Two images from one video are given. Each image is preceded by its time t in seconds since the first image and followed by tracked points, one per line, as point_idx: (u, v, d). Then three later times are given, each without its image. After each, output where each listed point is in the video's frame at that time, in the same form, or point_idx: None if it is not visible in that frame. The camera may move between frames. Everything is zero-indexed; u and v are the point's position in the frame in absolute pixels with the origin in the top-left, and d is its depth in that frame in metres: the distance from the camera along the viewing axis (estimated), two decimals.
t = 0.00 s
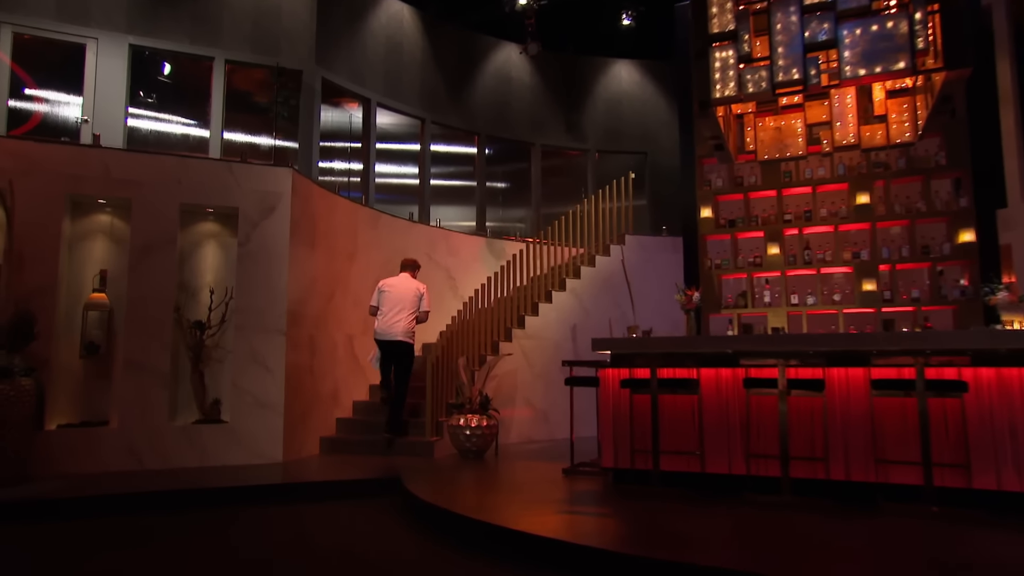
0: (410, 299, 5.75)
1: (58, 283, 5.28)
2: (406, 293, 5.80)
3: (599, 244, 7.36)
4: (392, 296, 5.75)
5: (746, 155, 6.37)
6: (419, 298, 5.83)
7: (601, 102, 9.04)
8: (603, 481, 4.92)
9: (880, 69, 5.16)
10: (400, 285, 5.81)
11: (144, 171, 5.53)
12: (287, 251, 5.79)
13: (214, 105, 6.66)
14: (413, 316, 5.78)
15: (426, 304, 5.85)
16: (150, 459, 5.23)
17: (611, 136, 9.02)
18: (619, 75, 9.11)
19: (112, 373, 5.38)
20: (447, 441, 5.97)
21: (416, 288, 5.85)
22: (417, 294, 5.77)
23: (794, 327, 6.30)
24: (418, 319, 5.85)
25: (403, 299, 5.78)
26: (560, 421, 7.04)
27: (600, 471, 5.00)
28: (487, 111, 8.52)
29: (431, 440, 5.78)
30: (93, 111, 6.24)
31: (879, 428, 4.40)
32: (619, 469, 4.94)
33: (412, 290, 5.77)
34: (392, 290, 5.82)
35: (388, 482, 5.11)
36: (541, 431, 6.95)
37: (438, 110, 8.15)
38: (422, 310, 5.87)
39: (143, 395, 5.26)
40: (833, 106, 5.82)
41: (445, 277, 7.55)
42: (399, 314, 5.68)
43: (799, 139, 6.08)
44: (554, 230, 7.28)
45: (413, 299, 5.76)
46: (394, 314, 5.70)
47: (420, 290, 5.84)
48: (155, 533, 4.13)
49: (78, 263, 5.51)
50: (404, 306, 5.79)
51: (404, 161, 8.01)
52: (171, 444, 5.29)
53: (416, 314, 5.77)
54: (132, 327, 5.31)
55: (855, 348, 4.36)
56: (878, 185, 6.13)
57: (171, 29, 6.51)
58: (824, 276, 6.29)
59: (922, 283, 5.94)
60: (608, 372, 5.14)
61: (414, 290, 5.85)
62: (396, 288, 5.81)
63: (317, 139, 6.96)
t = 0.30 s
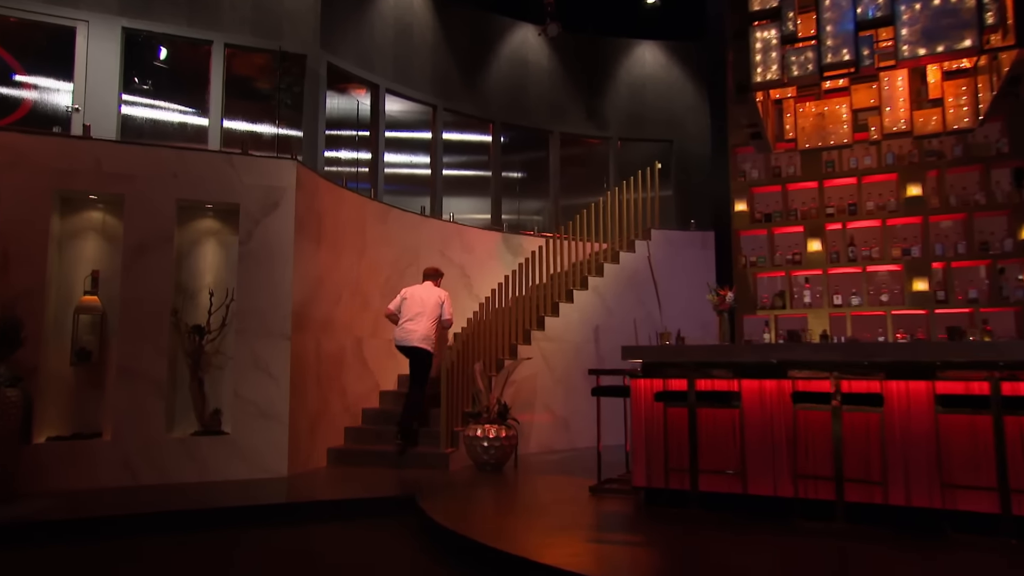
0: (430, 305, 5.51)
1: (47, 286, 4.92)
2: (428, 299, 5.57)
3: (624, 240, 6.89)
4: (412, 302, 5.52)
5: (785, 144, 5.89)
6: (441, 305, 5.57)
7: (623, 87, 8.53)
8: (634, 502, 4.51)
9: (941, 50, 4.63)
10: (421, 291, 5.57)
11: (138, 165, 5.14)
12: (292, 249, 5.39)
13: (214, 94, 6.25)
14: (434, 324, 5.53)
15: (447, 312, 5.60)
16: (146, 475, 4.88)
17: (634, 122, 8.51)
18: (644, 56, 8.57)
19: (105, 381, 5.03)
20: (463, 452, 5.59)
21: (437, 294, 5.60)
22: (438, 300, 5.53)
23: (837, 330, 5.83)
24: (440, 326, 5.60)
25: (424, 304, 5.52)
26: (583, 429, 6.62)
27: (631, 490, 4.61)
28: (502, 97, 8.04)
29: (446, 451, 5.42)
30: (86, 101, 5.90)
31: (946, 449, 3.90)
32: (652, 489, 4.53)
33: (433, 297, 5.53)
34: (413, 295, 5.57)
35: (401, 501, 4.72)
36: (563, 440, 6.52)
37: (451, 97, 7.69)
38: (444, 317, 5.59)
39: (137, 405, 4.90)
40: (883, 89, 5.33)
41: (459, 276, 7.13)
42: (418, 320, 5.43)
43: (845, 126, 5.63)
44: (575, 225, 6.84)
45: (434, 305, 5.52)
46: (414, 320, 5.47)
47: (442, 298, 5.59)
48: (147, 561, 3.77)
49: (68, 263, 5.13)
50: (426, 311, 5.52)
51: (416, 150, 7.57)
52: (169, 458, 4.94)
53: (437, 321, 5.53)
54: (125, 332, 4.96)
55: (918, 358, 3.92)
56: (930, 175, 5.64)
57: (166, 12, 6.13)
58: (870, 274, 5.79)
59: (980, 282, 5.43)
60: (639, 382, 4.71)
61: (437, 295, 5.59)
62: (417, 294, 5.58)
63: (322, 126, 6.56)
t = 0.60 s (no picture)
0: (459, 278, 5.40)
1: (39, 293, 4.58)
2: (457, 273, 5.45)
3: (651, 239, 6.56)
4: (441, 277, 5.45)
5: (828, 136, 5.45)
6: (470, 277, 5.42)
7: (648, 75, 8.08)
8: (670, 529, 4.16)
9: (1014, 32, 4.17)
10: (451, 265, 5.48)
11: (137, 162, 4.80)
12: (300, 252, 5.05)
13: (216, 83, 5.90)
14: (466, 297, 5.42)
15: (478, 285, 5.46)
16: (146, 495, 4.58)
17: (659, 112, 8.07)
18: (670, 42, 8.12)
19: (102, 394, 4.72)
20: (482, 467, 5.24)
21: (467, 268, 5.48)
22: (466, 271, 5.41)
23: (885, 337, 5.40)
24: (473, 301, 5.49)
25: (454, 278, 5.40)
26: (608, 440, 6.27)
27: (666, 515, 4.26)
28: (520, 86, 7.63)
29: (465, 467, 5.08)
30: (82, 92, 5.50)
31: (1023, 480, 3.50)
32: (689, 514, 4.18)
33: (461, 269, 5.42)
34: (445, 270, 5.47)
35: (419, 525, 4.37)
36: (587, 453, 6.15)
37: (466, 86, 7.29)
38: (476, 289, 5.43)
39: (137, 420, 4.60)
40: (938, 76, 4.88)
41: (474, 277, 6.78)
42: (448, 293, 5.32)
43: (894, 117, 5.16)
44: (599, 222, 6.45)
45: (463, 276, 5.41)
46: (444, 295, 5.39)
47: (471, 270, 5.46)
48: None
49: (63, 268, 4.81)
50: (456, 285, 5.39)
51: (428, 142, 7.18)
52: (171, 477, 4.64)
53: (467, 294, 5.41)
54: (123, 342, 4.65)
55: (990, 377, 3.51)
56: (988, 169, 5.18)
57: None
58: (921, 277, 5.36)
59: None
60: (676, 397, 4.35)
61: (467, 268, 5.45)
62: (447, 269, 5.49)
63: (331, 117, 6.18)
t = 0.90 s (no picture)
0: (504, 263, 5.26)
1: (38, 306, 4.29)
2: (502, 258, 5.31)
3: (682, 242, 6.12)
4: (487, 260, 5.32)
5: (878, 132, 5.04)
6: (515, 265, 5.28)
7: (676, 65, 7.66)
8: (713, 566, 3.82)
9: None
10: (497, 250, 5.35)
11: (138, 166, 4.50)
12: (310, 260, 4.72)
13: (222, 80, 5.65)
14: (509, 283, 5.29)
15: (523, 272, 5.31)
16: (149, 521, 4.30)
17: (689, 105, 7.65)
18: (699, 31, 7.69)
19: (103, 414, 4.44)
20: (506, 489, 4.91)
21: (513, 254, 5.35)
22: (513, 258, 5.28)
23: (941, 349, 5.01)
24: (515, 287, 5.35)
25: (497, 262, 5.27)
26: (638, 457, 5.92)
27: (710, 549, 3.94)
28: (541, 78, 7.24)
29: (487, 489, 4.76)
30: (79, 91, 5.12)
31: None
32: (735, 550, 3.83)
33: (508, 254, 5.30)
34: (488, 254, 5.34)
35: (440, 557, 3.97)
36: (616, 472, 5.81)
37: (485, 79, 6.92)
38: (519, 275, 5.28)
39: (139, 442, 4.32)
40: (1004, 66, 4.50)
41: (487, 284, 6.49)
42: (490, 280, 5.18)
43: (953, 111, 4.86)
44: (627, 225, 6.07)
45: (509, 262, 5.28)
46: (488, 279, 5.26)
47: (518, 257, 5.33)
48: None
49: (60, 279, 4.51)
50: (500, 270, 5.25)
51: (444, 138, 6.82)
52: (175, 502, 4.36)
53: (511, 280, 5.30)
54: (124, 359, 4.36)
55: None
56: None
57: None
58: (981, 285, 4.96)
59: None
60: (719, 420, 4.00)
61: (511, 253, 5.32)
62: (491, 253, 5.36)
63: (343, 113, 5.84)
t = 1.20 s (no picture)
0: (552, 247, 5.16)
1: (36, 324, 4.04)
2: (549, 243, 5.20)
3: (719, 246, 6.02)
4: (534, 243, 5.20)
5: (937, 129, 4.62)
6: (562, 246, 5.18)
7: (708, 56, 7.26)
8: None
9: None
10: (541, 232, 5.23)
11: (142, 172, 4.21)
12: (325, 271, 4.43)
13: (228, 79, 5.41)
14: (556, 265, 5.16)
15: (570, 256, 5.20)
16: (155, 552, 4.05)
17: (721, 99, 7.25)
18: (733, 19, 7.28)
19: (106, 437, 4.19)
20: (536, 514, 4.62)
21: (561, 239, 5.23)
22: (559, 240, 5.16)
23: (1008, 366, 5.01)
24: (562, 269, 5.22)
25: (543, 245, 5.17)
26: (671, 477, 5.60)
27: None
28: (565, 72, 6.87)
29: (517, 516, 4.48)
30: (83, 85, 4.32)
31: None
32: None
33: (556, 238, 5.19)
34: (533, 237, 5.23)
35: None
36: (648, 494, 5.46)
37: (508, 73, 6.57)
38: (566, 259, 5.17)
39: (145, 468, 4.06)
40: None
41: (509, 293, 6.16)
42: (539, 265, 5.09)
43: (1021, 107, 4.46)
44: (659, 229, 5.69)
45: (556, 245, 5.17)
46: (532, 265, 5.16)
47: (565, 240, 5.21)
48: None
49: (61, 293, 4.24)
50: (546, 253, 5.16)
51: (463, 135, 6.48)
52: (182, 531, 4.11)
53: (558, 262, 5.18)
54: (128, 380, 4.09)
55: None
56: None
57: None
58: None
59: None
60: (772, 450, 3.64)
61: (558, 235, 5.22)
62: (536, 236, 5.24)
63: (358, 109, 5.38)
